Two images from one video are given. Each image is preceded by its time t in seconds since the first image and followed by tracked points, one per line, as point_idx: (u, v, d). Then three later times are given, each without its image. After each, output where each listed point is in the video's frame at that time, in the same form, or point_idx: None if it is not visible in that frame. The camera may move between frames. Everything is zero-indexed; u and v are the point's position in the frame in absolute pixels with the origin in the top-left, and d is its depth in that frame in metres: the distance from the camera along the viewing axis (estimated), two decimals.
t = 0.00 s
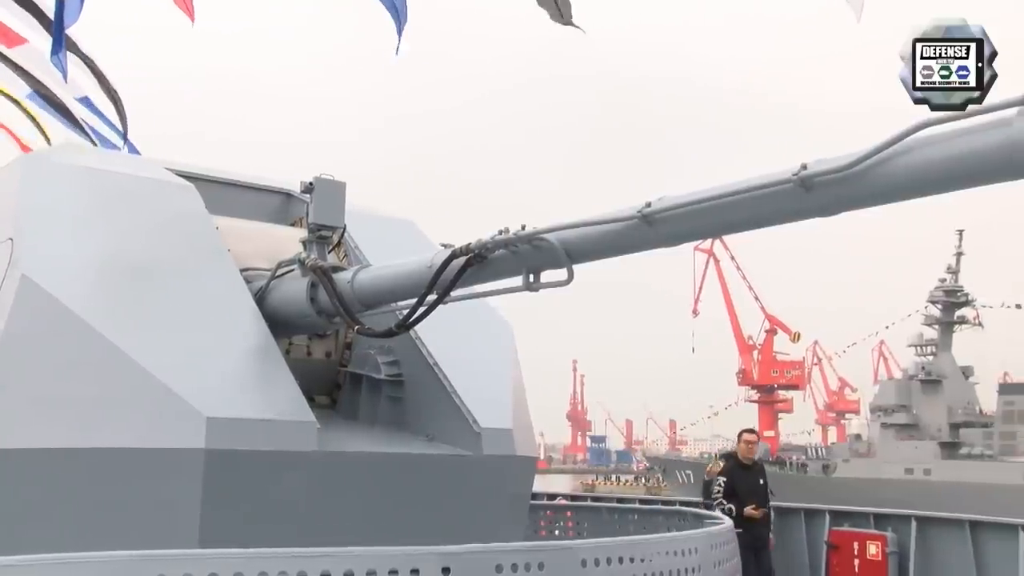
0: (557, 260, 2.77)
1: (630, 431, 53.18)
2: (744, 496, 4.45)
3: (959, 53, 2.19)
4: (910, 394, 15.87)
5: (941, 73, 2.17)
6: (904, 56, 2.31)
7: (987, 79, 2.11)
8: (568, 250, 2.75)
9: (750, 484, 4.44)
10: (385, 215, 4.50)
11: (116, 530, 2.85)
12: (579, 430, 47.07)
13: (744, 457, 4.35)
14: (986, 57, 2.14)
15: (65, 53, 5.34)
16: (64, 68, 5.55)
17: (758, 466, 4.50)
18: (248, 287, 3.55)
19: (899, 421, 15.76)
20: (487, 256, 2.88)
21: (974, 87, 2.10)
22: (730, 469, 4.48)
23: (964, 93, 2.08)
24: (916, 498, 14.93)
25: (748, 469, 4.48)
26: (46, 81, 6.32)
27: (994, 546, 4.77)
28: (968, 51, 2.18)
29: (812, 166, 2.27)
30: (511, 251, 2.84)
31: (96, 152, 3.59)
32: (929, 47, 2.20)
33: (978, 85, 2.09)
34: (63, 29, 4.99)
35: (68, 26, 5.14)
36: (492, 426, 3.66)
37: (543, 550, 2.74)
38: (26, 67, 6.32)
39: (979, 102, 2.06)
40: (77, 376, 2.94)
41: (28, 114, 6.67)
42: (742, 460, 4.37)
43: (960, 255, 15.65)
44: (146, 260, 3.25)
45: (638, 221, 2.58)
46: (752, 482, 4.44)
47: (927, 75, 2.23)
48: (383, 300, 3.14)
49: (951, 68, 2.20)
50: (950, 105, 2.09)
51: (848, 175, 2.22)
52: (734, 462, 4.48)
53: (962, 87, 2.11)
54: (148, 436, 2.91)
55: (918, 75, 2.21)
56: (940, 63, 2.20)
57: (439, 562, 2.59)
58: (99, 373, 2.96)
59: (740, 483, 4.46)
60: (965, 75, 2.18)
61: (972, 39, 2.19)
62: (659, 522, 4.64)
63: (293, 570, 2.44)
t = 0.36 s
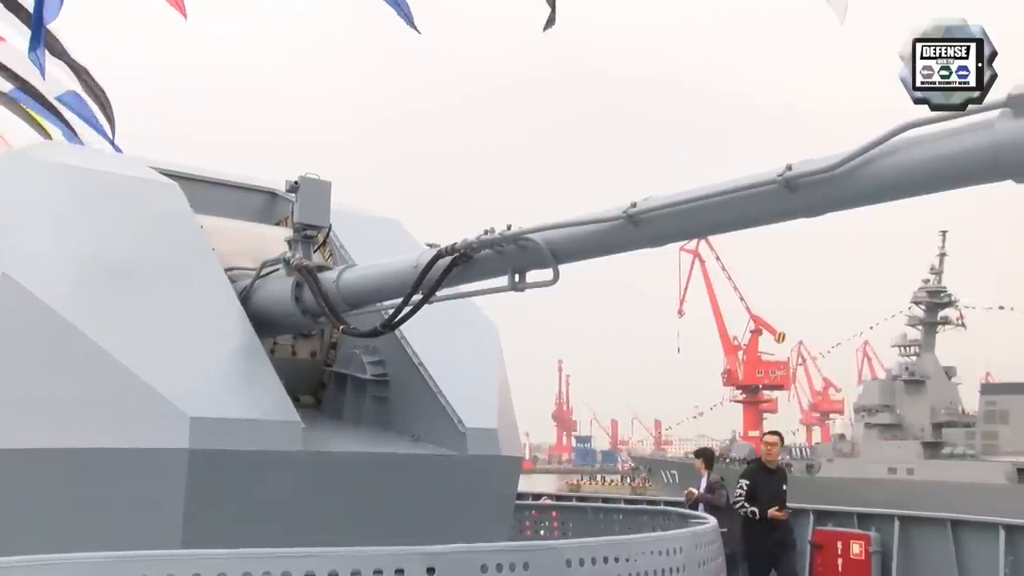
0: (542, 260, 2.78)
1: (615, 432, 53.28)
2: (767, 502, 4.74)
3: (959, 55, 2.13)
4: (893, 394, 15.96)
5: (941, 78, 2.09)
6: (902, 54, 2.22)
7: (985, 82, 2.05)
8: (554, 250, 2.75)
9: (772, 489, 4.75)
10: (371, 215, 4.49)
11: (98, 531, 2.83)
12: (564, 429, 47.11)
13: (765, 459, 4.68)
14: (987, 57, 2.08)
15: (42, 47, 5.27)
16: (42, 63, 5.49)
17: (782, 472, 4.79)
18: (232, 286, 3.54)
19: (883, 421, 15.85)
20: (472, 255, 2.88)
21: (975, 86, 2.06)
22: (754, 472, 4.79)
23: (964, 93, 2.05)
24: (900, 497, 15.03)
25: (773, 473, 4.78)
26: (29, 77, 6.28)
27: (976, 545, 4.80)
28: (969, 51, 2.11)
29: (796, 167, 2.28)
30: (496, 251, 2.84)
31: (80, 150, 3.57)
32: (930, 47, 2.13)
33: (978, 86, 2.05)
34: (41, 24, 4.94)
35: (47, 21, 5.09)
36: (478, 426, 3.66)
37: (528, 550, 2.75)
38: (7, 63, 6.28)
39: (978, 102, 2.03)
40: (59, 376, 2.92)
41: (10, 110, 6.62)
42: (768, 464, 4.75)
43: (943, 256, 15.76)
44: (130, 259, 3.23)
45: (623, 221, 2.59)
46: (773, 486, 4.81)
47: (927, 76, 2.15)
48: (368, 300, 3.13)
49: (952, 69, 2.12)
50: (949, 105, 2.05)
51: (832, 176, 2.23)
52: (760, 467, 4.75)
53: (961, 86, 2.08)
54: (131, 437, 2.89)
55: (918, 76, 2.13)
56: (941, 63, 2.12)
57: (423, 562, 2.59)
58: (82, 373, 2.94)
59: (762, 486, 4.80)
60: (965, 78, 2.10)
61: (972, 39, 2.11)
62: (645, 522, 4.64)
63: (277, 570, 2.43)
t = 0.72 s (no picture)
0: (529, 260, 2.78)
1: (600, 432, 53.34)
2: (772, 495, 3.92)
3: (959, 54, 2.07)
4: (877, 394, 16.04)
5: (941, 78, 2.04)
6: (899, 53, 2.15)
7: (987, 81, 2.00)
8: (539, 250, 2.76)
9: (784, 483, 3.93)
10: (356, 214, 4.48)
11: (79, 532, 2.81)
12: (549, 430, 47.12)
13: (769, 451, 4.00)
14: (988, 57, 2.03)
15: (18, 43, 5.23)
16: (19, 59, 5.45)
17: (797, 467, 3.99)
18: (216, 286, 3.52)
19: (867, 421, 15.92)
20: (458, 255, 2.88)
21: (974, 86, 2.03)
22: (762, 463, 3.97)
23: (964, 93, 2.03)
24: (886, 497, 15.15)
25: (786, 468, 3.97)
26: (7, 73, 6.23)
27: (958, 545, 4.83)
28: (969, 51, 2.06)
29: (781, 168, 2.29)
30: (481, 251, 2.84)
31: (62, 149, 3.54)
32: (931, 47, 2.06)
33: (978, 86, 2.02)
34: (17, 19, 4.90)
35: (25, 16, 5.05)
36: (463, 426, 3.66)
37: (513, 550, 2.75)
38: None
39: (978, 102, 2.01)
40: (41, 376, 2.89)
41: None
42: (778, 456, 3.98)
43: (927, 257, 15.86)
44: (113, 259, 3.21)
45: (609, 222, 2.59)
46: (786, 481, 3.93)
47: (927, 76, 2.09)
48: (353, 300, 3.13)
49: (951, 69, 2.06)
50: (949, 105, 2.03)
51: (817, 177, 2.24)
52: (768, 459, 4.01)
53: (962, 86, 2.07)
54: (115, 437, 2.87)
55: (919, 76, 2.06)
56: (941, 63, 2.06)
57: (408, 562, 2.59)
58: (64, 373, 2.91)
59: (770, 480, 3.93)
60: (965, 78, 2.05)
61: (971, 40, 2.08)
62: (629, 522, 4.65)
63: (261, 571, 2.43)
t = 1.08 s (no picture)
0: (513, 260, 2.78)
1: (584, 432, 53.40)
2: (775, 491, 3.77)
3: (959, 54, 1.96)
4: (860, 394, 16.08)
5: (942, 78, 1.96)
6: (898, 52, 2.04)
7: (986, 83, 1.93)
8: (524, 250, 2.76)
9: (787, 478, 3.79)
10: (340, 214, 4.47)
11: (60, 532, 2.80)
12: (534, 429, 47.15)
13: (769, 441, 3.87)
14: (988, 57, 1.92)
15: None
16: None
17: (801, 460, 3.84)
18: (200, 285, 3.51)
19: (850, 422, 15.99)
20: (442, 254, 2.88)
21: (975, 86, 1.95)
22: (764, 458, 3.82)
23: (964, 93, 1.94)
24: (869, 497, 15.28)
25: (789, 461, 3.82)
26: None
27: (940, 544, 4.85)
28: (969, 50, 1.95)
29: (765, 169, 2.30)
30: (466, 251, 2.84)
31: (44, 147, 3.52)
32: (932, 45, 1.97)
33: (977, 86, 1.95)
34: None
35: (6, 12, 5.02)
36: (448, 426, 3.65)
37: (497, 550, 2.75)
38: None
39: (979, 103, 1.94)
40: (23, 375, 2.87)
41: None
42: (780, 449, 3.83)
43: (909, 258, 15.95)
44: (96, 258, 3.19)
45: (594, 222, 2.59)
46: (790, 475, 3.79)
47: (927, 76, 2.00)
48: (337, 300, 3.12)
49: (952, 69, 1.96)
50: (950, 105, 1.98)
51: (802, 177, 2.25)
52: (770, 453, 3.86)
53: (961, 85, 1.98)
54: (97, 437, 2.85)
55: (919, 76, 1.97)
56: (941, 63, 1.96)
57: (392, 562, 2.58)
58: (46, 372, 2.89)
59: (773, 476, 3.80)
60: (966, 78, 1.95)
61: (972, 40, 1.99)
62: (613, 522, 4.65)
63: (244, 571, 2.42)
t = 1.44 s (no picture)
0: (499, 260, 2.78)
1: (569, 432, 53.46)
2: (782, 495, 3.77)
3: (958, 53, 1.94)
4: (844, 394, 16.19)
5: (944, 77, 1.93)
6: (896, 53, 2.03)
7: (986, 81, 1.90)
8: (509, 249, 2.76)
9: (796, 481, 3.78)
10: (325, 213, 4.46)
11: (40, 533, 2.77)
12: (519, 430, 47.16)
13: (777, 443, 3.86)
14: (988, 56, 1.89)
15: None
16: None
17: (810, 464, 3.83)
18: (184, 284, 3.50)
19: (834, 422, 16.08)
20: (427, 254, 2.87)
21: (975, 85, 1.93)
22: (773, 461, 3.81)
23: (963, 93, 1.93)
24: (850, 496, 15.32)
25: (798, 465, 3.81)
26: None
27: (923, 544, 4.88)
28: (969, 51, 1.93)
29: (750, 169, 2.30)
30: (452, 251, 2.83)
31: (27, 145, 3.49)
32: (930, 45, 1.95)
33: (978, 86, 1.92)
34: None
35: None
36: (432, 426, 3.65)
37: (481, 550, 2.75)
38: None
39: (979, 103, 1.94)
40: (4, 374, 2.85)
41: None
42: (790, 454, 3.82)
43: (893, 259, 16.05)
44: (79, 257, 3.17)
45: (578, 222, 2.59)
46: (798, 480, 3.78)
47: (926, 76, 1.98)
48: (323, 299, 3.11)
49: (951, 69, 1.94)
50: (949, 104, 1.96)
51: (788, 177, 2.26)
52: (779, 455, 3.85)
53: (961, 85, 1.97)
54: (79, 437, 2.84)
55: (919, 76, 1.95)
56: (941, 63, 1.94)
57: (376, 562, 2.58)
58: (28, 371, 2.87)
59: (780, 480, 3.79)
60: (965, 78, 1.93)
61: (971, 41, 1.97)
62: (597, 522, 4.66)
63: (227, 571, 2.40)
